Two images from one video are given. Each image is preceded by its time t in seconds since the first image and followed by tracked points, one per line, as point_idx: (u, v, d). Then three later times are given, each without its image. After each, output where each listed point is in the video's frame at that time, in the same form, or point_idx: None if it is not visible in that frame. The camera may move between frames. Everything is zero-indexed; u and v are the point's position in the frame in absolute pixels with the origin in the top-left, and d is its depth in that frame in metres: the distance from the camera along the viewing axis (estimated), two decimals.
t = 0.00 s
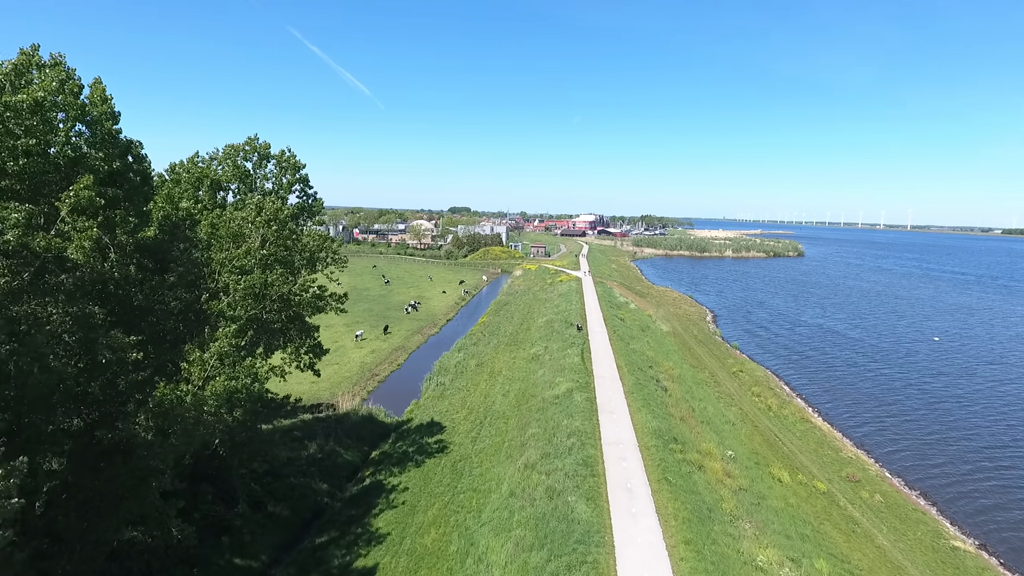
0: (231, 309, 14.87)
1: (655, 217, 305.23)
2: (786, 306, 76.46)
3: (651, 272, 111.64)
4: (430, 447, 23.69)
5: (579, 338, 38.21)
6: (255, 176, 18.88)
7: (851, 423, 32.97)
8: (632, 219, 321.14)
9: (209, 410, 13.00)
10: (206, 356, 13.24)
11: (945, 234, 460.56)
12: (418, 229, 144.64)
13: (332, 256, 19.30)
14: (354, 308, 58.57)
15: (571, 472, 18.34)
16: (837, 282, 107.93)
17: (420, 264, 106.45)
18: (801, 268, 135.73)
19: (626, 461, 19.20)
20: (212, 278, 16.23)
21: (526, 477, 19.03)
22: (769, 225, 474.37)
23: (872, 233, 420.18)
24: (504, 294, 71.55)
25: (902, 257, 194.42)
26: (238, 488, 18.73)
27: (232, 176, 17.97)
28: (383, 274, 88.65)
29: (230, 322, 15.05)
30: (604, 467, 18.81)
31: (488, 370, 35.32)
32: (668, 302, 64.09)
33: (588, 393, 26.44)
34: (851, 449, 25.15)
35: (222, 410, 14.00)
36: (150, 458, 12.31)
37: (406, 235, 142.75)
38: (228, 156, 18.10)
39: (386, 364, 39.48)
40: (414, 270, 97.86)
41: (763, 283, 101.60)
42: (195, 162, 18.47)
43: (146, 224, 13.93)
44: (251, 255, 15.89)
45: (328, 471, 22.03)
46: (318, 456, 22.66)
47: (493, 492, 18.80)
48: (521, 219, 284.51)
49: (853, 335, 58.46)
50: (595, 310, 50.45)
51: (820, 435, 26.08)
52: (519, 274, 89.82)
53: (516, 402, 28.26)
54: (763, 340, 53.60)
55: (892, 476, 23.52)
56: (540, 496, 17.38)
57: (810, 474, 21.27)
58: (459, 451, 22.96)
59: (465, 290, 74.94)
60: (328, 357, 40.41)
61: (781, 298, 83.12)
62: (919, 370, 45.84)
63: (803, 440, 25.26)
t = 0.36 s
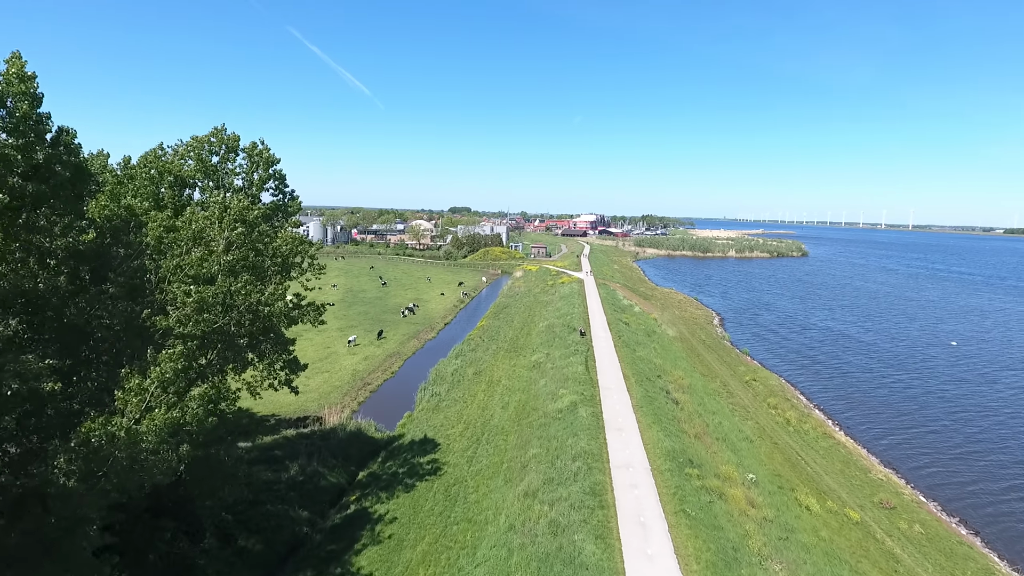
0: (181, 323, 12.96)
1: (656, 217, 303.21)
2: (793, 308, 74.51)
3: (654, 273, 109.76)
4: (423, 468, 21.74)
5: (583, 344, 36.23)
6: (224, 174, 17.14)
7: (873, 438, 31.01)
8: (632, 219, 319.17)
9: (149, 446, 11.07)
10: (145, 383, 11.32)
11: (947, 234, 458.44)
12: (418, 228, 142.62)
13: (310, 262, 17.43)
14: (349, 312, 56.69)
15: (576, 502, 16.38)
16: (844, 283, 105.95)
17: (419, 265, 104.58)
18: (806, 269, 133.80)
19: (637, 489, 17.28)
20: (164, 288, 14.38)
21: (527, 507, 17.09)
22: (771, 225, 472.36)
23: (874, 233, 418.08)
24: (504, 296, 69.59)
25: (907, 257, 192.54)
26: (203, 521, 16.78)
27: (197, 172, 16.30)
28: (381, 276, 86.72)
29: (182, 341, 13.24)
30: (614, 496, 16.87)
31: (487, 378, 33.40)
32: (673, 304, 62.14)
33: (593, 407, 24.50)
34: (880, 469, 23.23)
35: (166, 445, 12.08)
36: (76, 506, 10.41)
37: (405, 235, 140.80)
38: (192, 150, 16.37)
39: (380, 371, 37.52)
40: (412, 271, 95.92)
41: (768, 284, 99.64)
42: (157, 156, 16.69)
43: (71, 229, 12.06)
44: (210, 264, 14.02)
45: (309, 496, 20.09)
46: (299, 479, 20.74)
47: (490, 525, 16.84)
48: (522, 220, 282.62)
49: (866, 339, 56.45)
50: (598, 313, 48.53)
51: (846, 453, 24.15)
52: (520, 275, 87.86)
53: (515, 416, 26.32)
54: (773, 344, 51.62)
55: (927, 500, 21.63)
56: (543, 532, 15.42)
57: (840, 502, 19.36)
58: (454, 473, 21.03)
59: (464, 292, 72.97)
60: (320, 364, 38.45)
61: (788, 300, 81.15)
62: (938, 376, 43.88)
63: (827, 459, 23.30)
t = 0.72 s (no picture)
0: (102, 345, 11.59)
1: (653, 217, 301.65)
2: (796, 311, 72.80)
3: (651, 274, 107.97)
4: (409, 493, 19.79)
5: (581, 351, 34.28)
6: (177, 168, 15.34)
7: (889, 454, 29.27)
8: (629, 219, 317.58)
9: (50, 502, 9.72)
10: (46, 426, 10.21)
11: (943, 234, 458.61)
12: (411, 228, 140.43)
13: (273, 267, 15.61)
14: (338, 316, 54.66)
15: (576, 539, 14.51)
16: (844, 284, 104.33)
17: (412, 266, 102.51)
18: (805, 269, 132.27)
19: (646, 522, 15.41)
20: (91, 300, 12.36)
21: (520, 545, 15.21)
22: (766, 225, 471.46)
23: (870, 233, 417.80)
24: (499, 298, 67.63)
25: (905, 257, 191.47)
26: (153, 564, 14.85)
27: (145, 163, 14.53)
28: (372, 277, 84.59)
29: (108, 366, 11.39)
30: (621, 532, 15.00)
31: (480, 389, 31.48)
32: (673, 307, 60.27)
33: (595, 424, 22.60)
34: (907, 492, 21.42)
35: (75, 496, 10.60)
36: None
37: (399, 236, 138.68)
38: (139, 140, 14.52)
39: (366, 381, 35.55)
40: (404, 272, 93.86)
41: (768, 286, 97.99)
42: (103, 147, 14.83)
43: None
44: (151, 274, 12.13)
45: (280, 527, 18.14)
46: (269, 509, 18.79)
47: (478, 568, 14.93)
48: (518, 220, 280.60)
49: (872, 343, 54.75)
50: (597, 317, 46.67)
51: (868, 473, 22.33)
52: (515, 276, 85.89)
53: (509, 432, 24.36)
54: (777, 349, 49.83)
55: (960, 528, 19.84)
56: None
57: (869, 534, 17.54)
58: (441, 501, 19.15)
59: (457, 294, 70.93)
60: (303, 373, 36.44)
61: (790, 302, 79.44)
62: (950, 383, 42.23)
63: (848, 480, 21.50)
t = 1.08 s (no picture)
0: None
1: (625, 217, 302.08)
2: (772, 311, 72.12)
3: (626, 275, 106.90)
4: (370, 526, 17.68)
5: (558, 358, 32.38)
6: (83, 159, 14.35)
7: (881, 467, 27.99)
8: (601, 219, 317.36)
9: None
10: None
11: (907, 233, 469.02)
12: (381, 228, 137.20)
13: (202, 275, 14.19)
14: (302, 321, 52.08)
15: None
16: (818, 284, 104.46)
17: (383, 267, 99.72)
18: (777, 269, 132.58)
19: (638, 563, 13.59)
20: None
21: None
22: (737, 225, 477.14)
23: (836, 233, 425.16)
24: (471, 301, 65.55)
25: (873, 257, 194.19)
26: None
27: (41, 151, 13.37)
28: (339, 279, 81.68)
29: None
30: None
31: (450, 400, 29.43)
32: (650, 309, 58.81)
33: (574, 442, 20.79)
34: (910, 512, 20.02)
35: None
36: None
37: (369, 236, 135.36)
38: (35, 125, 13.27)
39: (328, 392, 33.15)
40: (374, 273, 91.05)
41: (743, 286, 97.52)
42: None
43: None
44: (41, 288, 10.08)
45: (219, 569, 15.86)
46: (207, 549, 16.52)
47: None
48: (491, 220, 278.87)
49: (851, 345, 53.99)
50: (573, 321, 44.95)
51: (868, 492, 20.90)
52: (488, 277, 83.73)
53: (482, 452, 22.36)
54: (757, 353, 48.62)
55: (970, 553, 18.49)
56: None
57: (880, 567, 15.99)
58: (405, 535, 17.09)
59: (428, 297, 68.51)
60: (260, 385, 33.90)
61: (765, 303, 78.85)
62: (933, 387, 41.45)
63: (848, 501, 19.97)
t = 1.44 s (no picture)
0: None
1: (616, 217, 300.64)
2: (769, 314, 70.52)
3: (618, 276, 105.14)
4: (346, 566, 15.64)
5: (553, 368, 30.32)
6: None
7: (901, 484, 26.16)
8: (592, 219, 315.86)
9: None
10: None
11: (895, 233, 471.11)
12: (370, 228, 134.60)
13: (127, 291, 13.51)
14: (283, 326, 49.78)
15: None
16: (812, 285, 103.23)
17: (370, 269, 97.36)
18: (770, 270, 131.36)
19: None
20: None
21: None
22: (727, 225, 477.04)
23: (827, 233, 426.08)
24: (461, 303, 63.48)
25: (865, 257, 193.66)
26: None
27: None
28: (325, 281, 79.20)
29: None
30: None
31: (438, 414, 27.35)
32: (646, 312, 56.90)
33: (574, 466, 18.83)
34: (944, 543, 18.27)
35: None
36: None
37: (356, 237, 132.78)
38: None
39: (307, 404, 30.91)
40: (361, 275, 88.67)
41: (737, 287, 95.99)
42: None
43: None
44: None
45: None
46: None
47: None
48: (481, 220, 276.51)
49: (854, 350, 52.30)
50: (567, 326, 43.00)
51: (896, 519, 19.12)
52: (479, 279, 81.56)
53: (471, 476, 20.34)
54: (759, 359, 46.77)
55: None
56: None
57: None
58: None
59: (417, 299, 66.22)
60: (234, 396, 31.60)
61: (761, 305, 77.29)
62: (942, 396, 39.93)
63: (877, 531, 18.19)
